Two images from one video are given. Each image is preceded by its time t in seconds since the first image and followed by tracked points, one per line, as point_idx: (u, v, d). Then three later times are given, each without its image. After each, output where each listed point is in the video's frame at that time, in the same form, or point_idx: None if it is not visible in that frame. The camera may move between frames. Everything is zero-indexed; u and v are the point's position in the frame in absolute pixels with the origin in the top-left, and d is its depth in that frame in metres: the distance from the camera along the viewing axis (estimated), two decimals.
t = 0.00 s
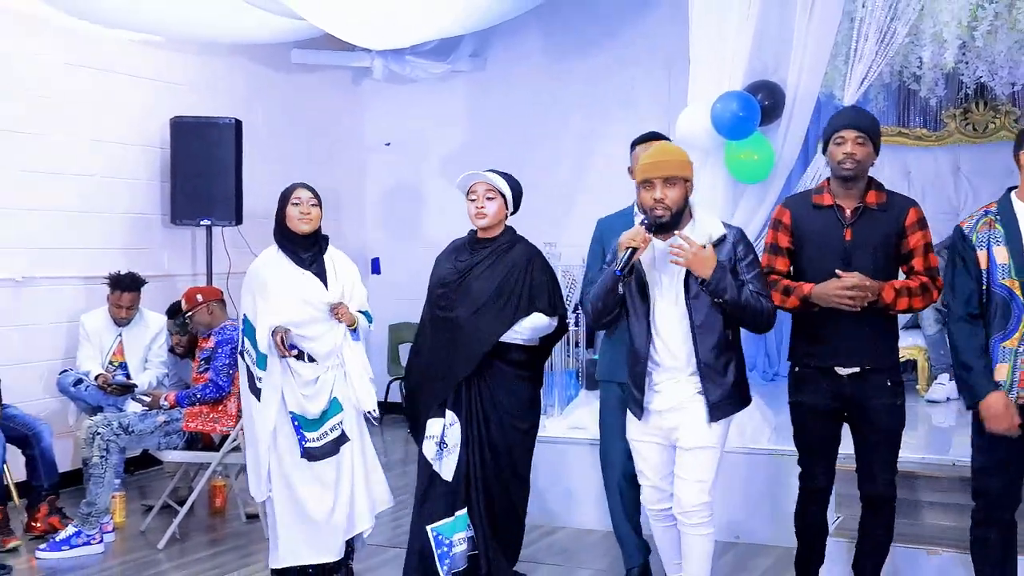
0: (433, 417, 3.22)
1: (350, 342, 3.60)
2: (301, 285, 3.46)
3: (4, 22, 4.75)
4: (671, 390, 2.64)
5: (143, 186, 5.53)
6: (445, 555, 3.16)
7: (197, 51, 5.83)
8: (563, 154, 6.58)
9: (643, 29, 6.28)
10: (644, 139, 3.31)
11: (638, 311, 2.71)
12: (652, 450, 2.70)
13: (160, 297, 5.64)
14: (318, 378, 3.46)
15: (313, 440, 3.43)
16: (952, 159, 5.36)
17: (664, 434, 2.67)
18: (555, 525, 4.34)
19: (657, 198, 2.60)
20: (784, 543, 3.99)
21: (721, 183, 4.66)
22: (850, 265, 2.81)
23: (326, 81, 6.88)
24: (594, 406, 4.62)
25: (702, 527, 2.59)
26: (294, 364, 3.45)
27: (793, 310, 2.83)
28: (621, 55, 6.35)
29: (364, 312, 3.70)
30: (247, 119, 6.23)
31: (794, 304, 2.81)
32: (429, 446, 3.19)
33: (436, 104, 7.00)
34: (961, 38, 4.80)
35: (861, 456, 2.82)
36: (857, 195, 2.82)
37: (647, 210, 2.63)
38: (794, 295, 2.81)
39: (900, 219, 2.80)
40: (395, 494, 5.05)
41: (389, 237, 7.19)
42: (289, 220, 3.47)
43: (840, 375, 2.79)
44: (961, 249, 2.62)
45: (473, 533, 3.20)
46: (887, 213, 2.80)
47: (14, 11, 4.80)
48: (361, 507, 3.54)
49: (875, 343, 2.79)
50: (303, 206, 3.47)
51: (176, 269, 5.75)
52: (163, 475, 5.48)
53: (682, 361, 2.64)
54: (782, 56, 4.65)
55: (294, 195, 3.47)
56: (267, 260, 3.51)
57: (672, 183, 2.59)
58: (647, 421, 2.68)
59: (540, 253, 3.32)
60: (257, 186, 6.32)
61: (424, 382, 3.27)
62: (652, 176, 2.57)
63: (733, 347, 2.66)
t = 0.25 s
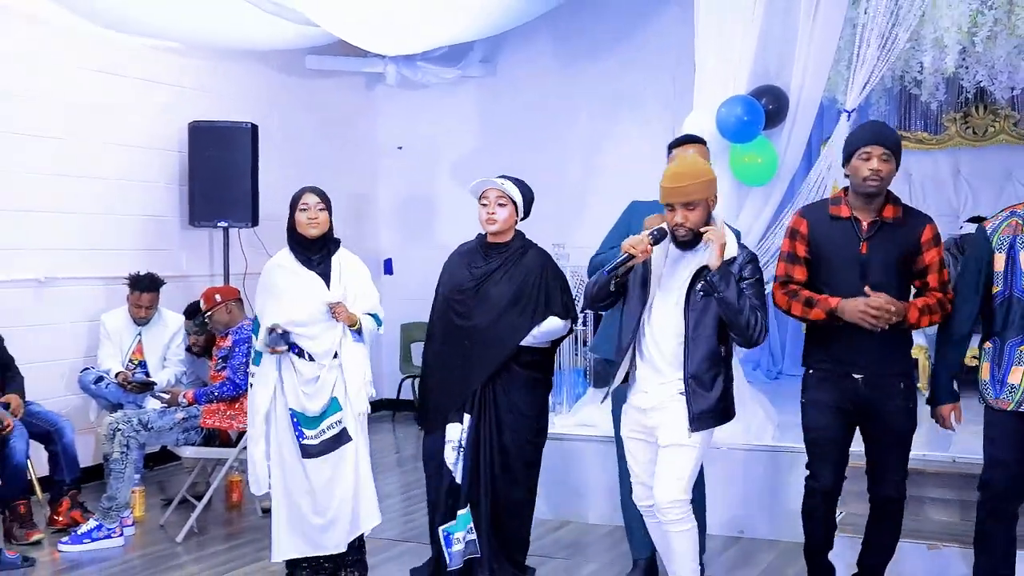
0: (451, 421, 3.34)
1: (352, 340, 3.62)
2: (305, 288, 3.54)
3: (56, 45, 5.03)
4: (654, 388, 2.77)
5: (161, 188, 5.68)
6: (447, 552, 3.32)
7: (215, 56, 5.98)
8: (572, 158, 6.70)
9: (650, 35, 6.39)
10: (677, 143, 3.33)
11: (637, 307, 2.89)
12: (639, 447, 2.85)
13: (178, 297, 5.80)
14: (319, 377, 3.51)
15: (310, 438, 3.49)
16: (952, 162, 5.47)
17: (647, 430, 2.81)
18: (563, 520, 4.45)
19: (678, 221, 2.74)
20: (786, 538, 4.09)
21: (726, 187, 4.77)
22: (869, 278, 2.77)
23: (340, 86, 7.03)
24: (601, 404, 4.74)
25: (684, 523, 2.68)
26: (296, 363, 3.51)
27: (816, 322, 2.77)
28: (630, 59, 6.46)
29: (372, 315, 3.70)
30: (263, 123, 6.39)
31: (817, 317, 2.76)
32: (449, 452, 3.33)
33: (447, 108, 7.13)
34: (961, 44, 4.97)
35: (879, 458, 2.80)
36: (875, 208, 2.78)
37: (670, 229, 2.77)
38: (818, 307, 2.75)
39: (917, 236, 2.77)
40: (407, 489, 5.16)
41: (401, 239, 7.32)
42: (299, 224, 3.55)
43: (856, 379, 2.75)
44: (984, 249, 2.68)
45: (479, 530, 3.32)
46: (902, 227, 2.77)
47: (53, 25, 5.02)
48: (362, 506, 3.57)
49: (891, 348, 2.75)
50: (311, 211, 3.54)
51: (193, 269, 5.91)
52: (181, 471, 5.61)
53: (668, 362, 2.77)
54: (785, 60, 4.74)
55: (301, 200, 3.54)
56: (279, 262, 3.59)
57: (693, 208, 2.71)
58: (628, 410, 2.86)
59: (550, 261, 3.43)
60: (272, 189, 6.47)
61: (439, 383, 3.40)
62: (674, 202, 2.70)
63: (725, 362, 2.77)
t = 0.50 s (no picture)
0: (476, 416, 3.50)
1: (360, 337, 3.71)
2: (317, 287, 3.66)
3: (57, 44, 5.07)
4: (654, 391, 2.87)
5: (178, 191, 5.81)
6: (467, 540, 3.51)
7: (230, 62, 6.11)
8: (580, 161, 6.80)
9: (657, 40, 6.49)
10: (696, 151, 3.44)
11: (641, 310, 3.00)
12: (639, 447, 2.94)
13: (193, 297, 5.92)
14: (334, 374, 3.67)
15: (320, 435, 3.62)
16: (953, 165, 5.62)
17: (646, 429, 2.90)
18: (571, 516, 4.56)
19: (678, 230, 2.82)
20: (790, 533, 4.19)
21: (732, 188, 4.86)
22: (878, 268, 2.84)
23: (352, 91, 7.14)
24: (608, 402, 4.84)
25: (686, 525, 2.75)
26: (312, 361, 3.67)
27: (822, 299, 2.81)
28: (637, 64, 6.56)
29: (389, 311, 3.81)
30: (276, 128, 6.51)
31: (824, 292, 2.79)
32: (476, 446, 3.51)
33: (457, 112, 7.24)
34: (963, 48, 5.08)
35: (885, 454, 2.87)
36: (881, 201, 2.86)
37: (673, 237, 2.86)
38: (826, 282, 2.79)
39: (919, 227, 2.88)
40: (419, 486, 5.27)
41: (413, 240, 7.43)
42: (313, 223, 3.69)
43: (864, 374, 2.81)
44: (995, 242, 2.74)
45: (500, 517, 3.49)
46: (908, 219, 2.86)
47: (61, 29, 5.09)
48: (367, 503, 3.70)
49: (896, 339, 2.82)
50: (323, 211, 3.67)
51: (210, 270, 6.04)
52: (198, 467, 5.74)
53: (670, 367, 2.87)
54: (790, 66, 4.83)
55: (315, 201, 3.67)
56: (296, 263, 3.75)
57: (690, 217, 2.80)
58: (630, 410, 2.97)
59: (554, 260, 3.60)
60: (286, 191, 6.59)
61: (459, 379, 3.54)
62: (672, 211, 2.79)
63: (729, 364, 2.89)
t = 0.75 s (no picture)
0: (494, 414, 3.60)
1: (384, 336, 3.84)
2: (339, 286, 3.79)
3: (55, 44, 5.08)
4: (666, 390, 2.93)
5: (190, 192, 5.90)
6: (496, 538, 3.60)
7: (239, 64, 6.19)
8: (587, 162, 6.85)
9: (662, 42, 6.54)
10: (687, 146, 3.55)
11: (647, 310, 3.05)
12: (643, 445, 3.00)
13: (204, 296, 5.99)
14: (355, 373, 3.78)
15: (343, 433, 3.78)
16: (956, 166, 5.71)
17: (655, 431, 2.97)
18: (579, 513, 4.61)
19: (665, 227, 2.93)
20: (795, 530, 4.24)
21: (736, 188, 4.92)
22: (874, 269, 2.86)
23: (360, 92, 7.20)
24: (615, 400, 4.90)
25: (697, 526, 2.90)
26: (335, 361, 3.78)
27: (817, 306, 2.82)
28: (643, 67, 6.62)
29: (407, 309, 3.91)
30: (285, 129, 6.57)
31: (818, 299, 2.80)
32: (495, 443, 3.60)
33: (464, 113, 7.30)
34: (967, 51, 5.14)
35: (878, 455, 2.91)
36: (876, 203, 2.88)
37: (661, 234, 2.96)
38: (819, 289, 2.80)
39: (916, 227, 2.89)
40: (428, 483, 5.33)
41: (421, 241, 7.50)
42: (333, 227, 3.80)
43: (857, 377, 2.85)
44: (1003, 242, 2.69)
45: (526, 513, 3.59)
46: (903, 219, 2.88)
47: (57, 27, 5.10)
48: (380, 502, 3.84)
49: (889, 342, 2.86)
50: (343, 213, 3.79)
51: (222, 270, 6.12)
52: (209, 464, 5.81)
53: (683, 364, 2.92)
54: (794, 68, 4.85)
55: (335, 204, 3.79)
56: (314, 265, 3.86)
57: (676, 212, 2.90)
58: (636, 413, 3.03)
59: (551, 261, 3.74)
60: (295, 192, 6.67)
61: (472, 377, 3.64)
62: (657, 209, 2.90)
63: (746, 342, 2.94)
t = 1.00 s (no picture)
0: (492, 417, 3.68)
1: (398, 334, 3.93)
2: (355, 284, 3.83)
3: (56, 44, 5.10)
4: (675, 385, 2.93)
5: (194, 191, 5.94)
6: (507, 537, 3.68)
7: (243, 65, 6.23)
8: (588, 162, 6.89)
9: (663, 43, 6.58)
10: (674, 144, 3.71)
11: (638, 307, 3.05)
12: (654, 437, 2.99)
13: (209, 296, 6.03)
14: (367, 372, 3.83)
15: (358, 431, 3.84)
16: (955, 166, 5.75)
17: (668, 422, 2.96)
18: (581, 511, 4.65)
19: (633, 219, 2.90)
20: (795, 527, 4.28)
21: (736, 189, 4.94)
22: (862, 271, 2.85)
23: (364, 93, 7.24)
24: (617, 399, 4.94)
25: (715, 516, 2.90)
26: (345, 360, 3.82)
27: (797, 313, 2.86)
28: (644, 67, 6.66)
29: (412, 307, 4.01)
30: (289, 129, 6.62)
31: (797, 308, 2.84)
32: (490, 445, 3.69)
33: (466, 114, 7.34)
34: (965, 51, 5.17)
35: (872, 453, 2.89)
36: (865, 205, 2.86)
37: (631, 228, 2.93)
38: (797, 298, 2.84)
39: (906, 229, 2.86)
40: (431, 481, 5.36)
41: (423, 240, 7.54)
42: (344, 225, 3.84)
43: (845, 375, 2.85)
44: (990, 244, 2.82)
45: (539, 510, 3.70)
46: (893, 222, 2.85)
47: (59, 28, 5.12)
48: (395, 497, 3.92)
49: (873, 337, 2.83)
50: (355, 212, 3.83)
51: (226, 269, 6.16)
52: (213, 462, 5.86)
53: (690, 351, 2.93)
54: (795, 69, 4.89)
55: (346, 203, 3.83)
56: (322, 262, 3.88)
57: (640, 204, 2.87)
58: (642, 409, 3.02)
59: (542, 266, 3.85)
60: (299, 191, 6.71)
61: (471, 381, 3.69)
62: (621, 203, 2.88)
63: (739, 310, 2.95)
